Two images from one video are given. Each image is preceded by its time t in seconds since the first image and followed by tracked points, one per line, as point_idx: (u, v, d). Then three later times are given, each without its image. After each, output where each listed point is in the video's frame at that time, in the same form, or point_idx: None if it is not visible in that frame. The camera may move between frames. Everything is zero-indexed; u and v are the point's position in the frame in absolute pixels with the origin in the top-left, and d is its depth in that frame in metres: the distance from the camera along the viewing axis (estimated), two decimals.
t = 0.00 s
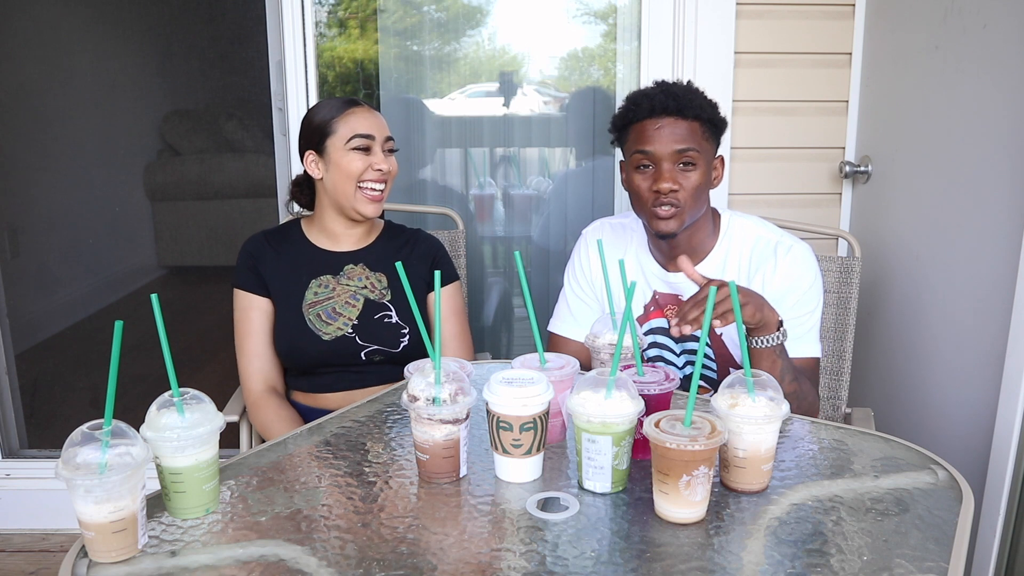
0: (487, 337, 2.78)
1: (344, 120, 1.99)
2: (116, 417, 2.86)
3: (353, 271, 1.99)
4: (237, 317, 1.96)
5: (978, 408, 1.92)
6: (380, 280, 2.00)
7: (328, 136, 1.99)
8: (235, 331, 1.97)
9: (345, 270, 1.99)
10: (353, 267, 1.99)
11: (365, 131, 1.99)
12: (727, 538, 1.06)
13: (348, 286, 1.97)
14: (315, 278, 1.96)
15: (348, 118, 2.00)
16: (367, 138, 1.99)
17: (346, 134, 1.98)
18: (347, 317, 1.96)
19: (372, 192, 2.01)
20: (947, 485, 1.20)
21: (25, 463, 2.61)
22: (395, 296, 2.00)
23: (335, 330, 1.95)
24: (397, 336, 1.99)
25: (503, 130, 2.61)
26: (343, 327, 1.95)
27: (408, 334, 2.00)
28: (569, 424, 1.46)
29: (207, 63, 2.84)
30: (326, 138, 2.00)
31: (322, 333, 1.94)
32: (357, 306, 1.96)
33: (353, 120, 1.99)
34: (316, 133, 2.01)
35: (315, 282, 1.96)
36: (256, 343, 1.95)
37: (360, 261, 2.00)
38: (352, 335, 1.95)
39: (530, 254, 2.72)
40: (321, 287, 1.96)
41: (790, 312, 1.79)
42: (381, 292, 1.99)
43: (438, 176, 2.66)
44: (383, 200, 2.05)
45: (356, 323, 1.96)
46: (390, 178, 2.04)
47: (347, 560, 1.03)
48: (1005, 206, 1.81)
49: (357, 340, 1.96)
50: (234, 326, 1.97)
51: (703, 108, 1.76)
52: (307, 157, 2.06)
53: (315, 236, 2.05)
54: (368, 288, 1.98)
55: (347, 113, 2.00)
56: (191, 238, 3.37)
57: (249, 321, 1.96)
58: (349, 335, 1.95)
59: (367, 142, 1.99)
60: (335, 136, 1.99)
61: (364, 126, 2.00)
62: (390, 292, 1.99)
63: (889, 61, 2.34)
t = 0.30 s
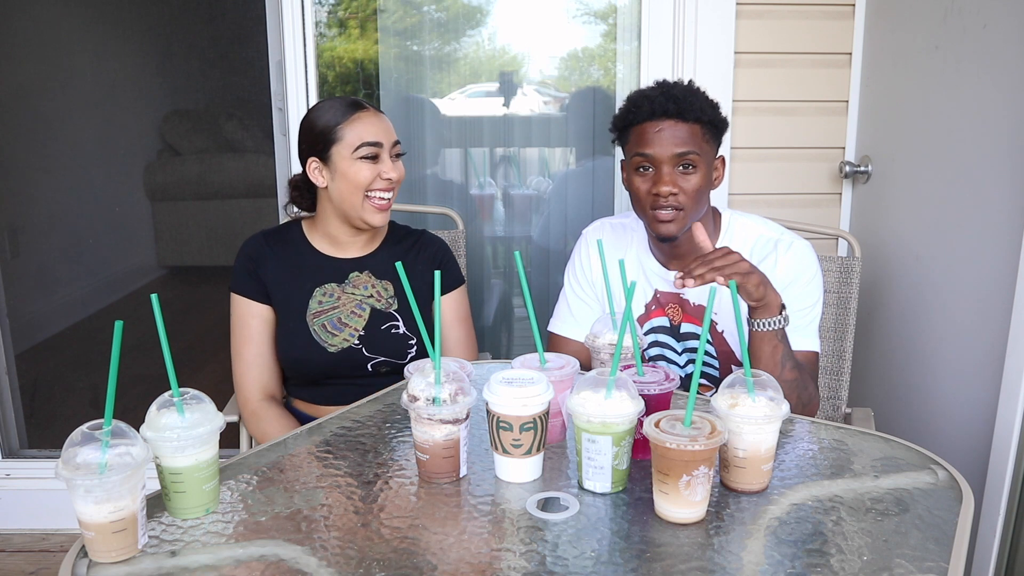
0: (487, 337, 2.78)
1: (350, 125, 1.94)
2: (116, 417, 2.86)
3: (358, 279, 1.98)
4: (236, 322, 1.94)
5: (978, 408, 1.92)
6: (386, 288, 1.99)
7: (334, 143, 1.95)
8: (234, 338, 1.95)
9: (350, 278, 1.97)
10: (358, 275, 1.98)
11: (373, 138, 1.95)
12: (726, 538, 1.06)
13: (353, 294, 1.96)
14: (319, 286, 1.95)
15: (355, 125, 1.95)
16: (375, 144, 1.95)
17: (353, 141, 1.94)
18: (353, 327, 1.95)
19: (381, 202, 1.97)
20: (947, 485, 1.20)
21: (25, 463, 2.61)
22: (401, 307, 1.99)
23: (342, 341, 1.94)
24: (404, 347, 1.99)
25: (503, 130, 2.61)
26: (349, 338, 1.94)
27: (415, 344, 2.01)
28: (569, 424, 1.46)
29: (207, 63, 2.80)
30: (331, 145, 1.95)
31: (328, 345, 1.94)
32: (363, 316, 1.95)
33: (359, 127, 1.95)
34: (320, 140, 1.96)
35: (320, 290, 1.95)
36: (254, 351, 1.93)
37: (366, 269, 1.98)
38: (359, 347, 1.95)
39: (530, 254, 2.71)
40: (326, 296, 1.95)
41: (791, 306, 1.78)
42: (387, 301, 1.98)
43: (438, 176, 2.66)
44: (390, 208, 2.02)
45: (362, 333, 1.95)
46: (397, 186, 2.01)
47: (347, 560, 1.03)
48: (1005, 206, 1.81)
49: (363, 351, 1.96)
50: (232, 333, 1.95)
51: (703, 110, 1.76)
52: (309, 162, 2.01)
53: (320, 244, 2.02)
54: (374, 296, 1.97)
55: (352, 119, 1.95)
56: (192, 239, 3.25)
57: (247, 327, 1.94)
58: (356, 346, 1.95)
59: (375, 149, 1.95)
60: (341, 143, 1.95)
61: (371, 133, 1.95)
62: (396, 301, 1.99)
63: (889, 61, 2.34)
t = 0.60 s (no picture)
0: (487, 337, 2.79)
1: (359, 126, 1.91)
2: (116, 417, 2.86)
3: (362, 291, 1.94)
4: (233, 335, 1.92)
5: (978, 408, 1.92)
6: (390, 301, 1.96)
7: (343, 145, 1.91)
8: (229, 350, 1.92)
9: (353, 291, 1.94)
10: (362, 288, 1.95)
11: (383, 140, 1.91)
12: (727, 538, 1.06)
13: (356, 308, 1.93)
14: (320, 299, 1.91)
15: (364, 127, 1.91)
16: (385, 144, 1.92)
17: (363, 143, 1.90)
18: (356, 342, 1.92)
19: (393, 205, 1.94)
20: (947, 485, 1.20)
21: (25, 463, 2.61)
22: (405, 320, 1.96)
23: (344, 358, 1.91)
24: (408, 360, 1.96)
25: (503, 130, 2.61)
26: (352, 354, 1.91)
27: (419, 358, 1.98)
28: (569, 424, 1.46)
29: (207, 63, 2.78)
30: (340, 149, 1.91)
31: (330, 361, 1.90)
32: (367, 330, 1.92)
33: (368, 127, 1.92)
34: (327, 143, 1.92)
35: (321, 305, 1.91)
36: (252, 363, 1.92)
37: (369, 281, 1.95)
38: (362, 363, 1.92)
39: (530, 254, 2.71)
40: (328, 309, 1.91)
41: (788, 301, 1.77)
42: (391, 314, 1.95)
43: (438, 176, 2.66)
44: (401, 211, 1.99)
45: (365, 349, 1.92)
46: (408, 188, 1.97)
47: (347, 560, 1.03)
48: (1005, 206, 1.81)
49: (367, 367, 1.93)
50: (228, 345, 1.93)
51: (701, 114, 1.76)
52: (316, 166, 1.96)
53: (326, 253, 1.99)
54: (378, 310, 1.94)
55: (361, 121, 1.91)
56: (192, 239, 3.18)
57: (245, 340, 1.92)
58: (358, 362, 1.92)
59: (385, 151, 1.92)
60: (352, 146, 1.90)
61: (381, 134, 1.92)
62: (400, 314, 1.96)
63: (889, 61, 2.34)
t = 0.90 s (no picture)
0: (487, 337, 2.79)
1: (369, 136, 1.88)
2: (116, 417, 2.86)
3: (363, 302, 1.93)
4: (230, 341, 1.92)
5: (979, 408, 1.92)
6: (392, 312, 1.95)
7: (352, 155, 1.88)
8: (226, 355, 1.92)
9: (355, 301, 1.93)
10: (363, 298, 1.94)
11: (393, 154, 1.89)
12: (727, 538, 1.06)
13: (357, 319, 1.92)
14: (321, 310, 1.91)
15: (375, 139, 1.88)
16: (394, 156, 1.89)
17: (373, 154, 1.88)
18: (356, 354, 1.92)
19: (398, 219, 1.93)
20: (947, 485, 1.20)
21: (25, 463, 2.61)
22: (406, 330, 1.96)
23: (343, 369, 1.91)
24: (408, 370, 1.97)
25: (503, 130, 2.61)
26: (352, 366, 1.91)
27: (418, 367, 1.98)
28: (569, 424, 1.46)
29: (207, 63, 2.78)
30: (349, 159, 1.88)
31: (330, 373, 1.91)
32: (367, 341, 1.92)
33: (378, 137, 1.89)
34: (336, 152, 1.89)
35: (321, 315, 1.91)
36: (250, 370, 1.92)
37: (371, 291, 1.94)
38: (362, 374, 1.92)
39: (530, 254, 2.71)
40: (328, 320, 1.91)
41: (793, 296, 1.75)
42: (393, 325, 1.95)
43: (439, 176, 2.66)
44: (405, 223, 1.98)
45: (365, 360, 1.92)
46: (414, 201, 1.96)
47: (347, 560, 1.03)
48: (1005, 206, 1.81)
49: (367, 379, 1.93)
50: (225, 350, 1.93)
51: (693, 116, 1.75)
52: (321, 174, 1.93)
53: (326, 260, 1.97)
54: (379, 321, 1.94)
55: (371, 130, 1.88)
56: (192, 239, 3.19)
57: (241, 349, 1.91)
58: (358, 374, 1.92)
59: (394, 163, 1.89)
60: (361, 158, 1.88)
61: (390, 146, 1.89)
62: (402, 325, 1.96)
63: (889, 61, 2.34)
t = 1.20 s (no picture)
0: (487, 337, 2.79)
1: (374, 150, 1.86)
2: (116, 417, 2.86)
3: (362, 303, 1.94)
4: (231, 341, 1.92)
5: (979, 408, 1.92)
6: (392, 313, 1.96)
7: (355, 166, 1.86)
8: (227, 356, 1.92)
9: (354, 302, 1.94)
10: (363, 299, 1.94)
11: (396, 171, 1.87)
12: (727, 538, 1.06)
13: (356, 320, 1.93)
14: (320, 312, 1.91)
15: (381, 153, 1.86)
16: (397, 174, 1.87)
17: (375, 167, 1.86)
18: (355, 355, 1.92)
19: (395, 232, 1.91)
20: (947, 485, 1.20)
21: (25, 463, 2.61)
22: (406, 331, 1.96)
23: (343, 370, 1.91)
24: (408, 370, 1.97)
25: (503, 130, 2.61)
26: (351, 367, 1.92)
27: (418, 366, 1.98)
28: (569, 424, 1.46)
29: (207, 63, 2.78)
30: (351, 170, 1.87)
31: (329, 375, 1.91)
32: (366, 343, 1.92)
33: (383, 152, 1.87)
34: (340, 159, 1.87)
35: (320, 318, 1.91)
36: (250, 370, 1.92)
37: (371, 293, 1.94)
38: (362, 375, 1.92)
39: (530, 254, 2.71)
40: (327, 322, 1.91)
41: (799, 297, 1.75)
42: (392, 326, 1.95)
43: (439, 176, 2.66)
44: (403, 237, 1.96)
45: (365, 362, 1.92)
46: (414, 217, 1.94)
47: (346, 560, 1.03)
48: (1005, 206, 1.81)
49: (366, 380, 1.93)
50: (225, 351, 1.93)
51: (696, 116, 1.75)
52: (323, 179, 1.93)
53: (325, 262, 1.97)
54: (379, 322, 1.94)
55: (377, 144, 1.86)
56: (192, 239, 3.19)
57: (241, 349, 1.91)
58: (357, 375, 1.92)
59: (397, 180, 1.88)
60: (363, 171, 1.86)
61: (394, 162, 1.87)
62: (401, 326, 1.96)
63: (890, 61, 2.34)
